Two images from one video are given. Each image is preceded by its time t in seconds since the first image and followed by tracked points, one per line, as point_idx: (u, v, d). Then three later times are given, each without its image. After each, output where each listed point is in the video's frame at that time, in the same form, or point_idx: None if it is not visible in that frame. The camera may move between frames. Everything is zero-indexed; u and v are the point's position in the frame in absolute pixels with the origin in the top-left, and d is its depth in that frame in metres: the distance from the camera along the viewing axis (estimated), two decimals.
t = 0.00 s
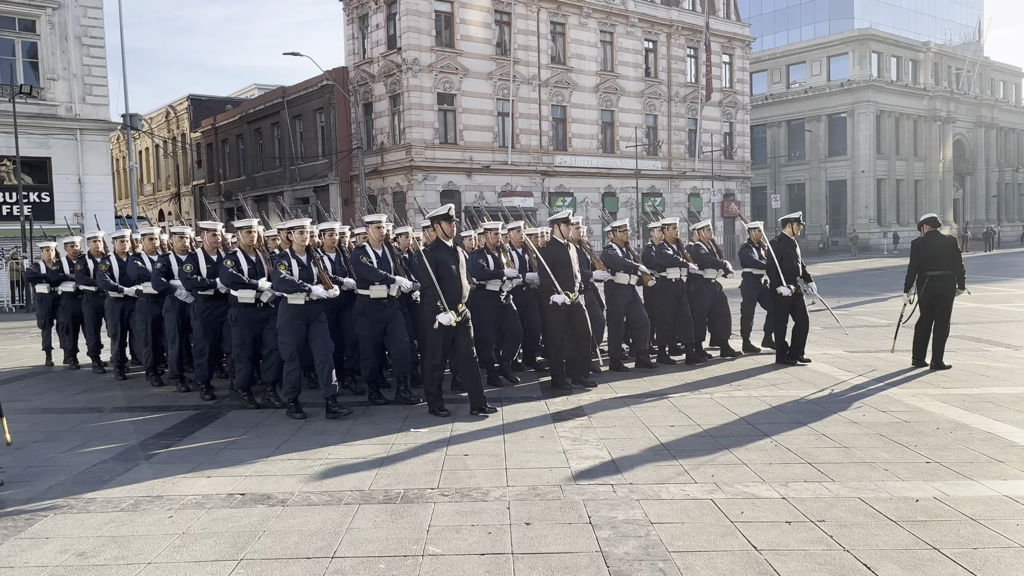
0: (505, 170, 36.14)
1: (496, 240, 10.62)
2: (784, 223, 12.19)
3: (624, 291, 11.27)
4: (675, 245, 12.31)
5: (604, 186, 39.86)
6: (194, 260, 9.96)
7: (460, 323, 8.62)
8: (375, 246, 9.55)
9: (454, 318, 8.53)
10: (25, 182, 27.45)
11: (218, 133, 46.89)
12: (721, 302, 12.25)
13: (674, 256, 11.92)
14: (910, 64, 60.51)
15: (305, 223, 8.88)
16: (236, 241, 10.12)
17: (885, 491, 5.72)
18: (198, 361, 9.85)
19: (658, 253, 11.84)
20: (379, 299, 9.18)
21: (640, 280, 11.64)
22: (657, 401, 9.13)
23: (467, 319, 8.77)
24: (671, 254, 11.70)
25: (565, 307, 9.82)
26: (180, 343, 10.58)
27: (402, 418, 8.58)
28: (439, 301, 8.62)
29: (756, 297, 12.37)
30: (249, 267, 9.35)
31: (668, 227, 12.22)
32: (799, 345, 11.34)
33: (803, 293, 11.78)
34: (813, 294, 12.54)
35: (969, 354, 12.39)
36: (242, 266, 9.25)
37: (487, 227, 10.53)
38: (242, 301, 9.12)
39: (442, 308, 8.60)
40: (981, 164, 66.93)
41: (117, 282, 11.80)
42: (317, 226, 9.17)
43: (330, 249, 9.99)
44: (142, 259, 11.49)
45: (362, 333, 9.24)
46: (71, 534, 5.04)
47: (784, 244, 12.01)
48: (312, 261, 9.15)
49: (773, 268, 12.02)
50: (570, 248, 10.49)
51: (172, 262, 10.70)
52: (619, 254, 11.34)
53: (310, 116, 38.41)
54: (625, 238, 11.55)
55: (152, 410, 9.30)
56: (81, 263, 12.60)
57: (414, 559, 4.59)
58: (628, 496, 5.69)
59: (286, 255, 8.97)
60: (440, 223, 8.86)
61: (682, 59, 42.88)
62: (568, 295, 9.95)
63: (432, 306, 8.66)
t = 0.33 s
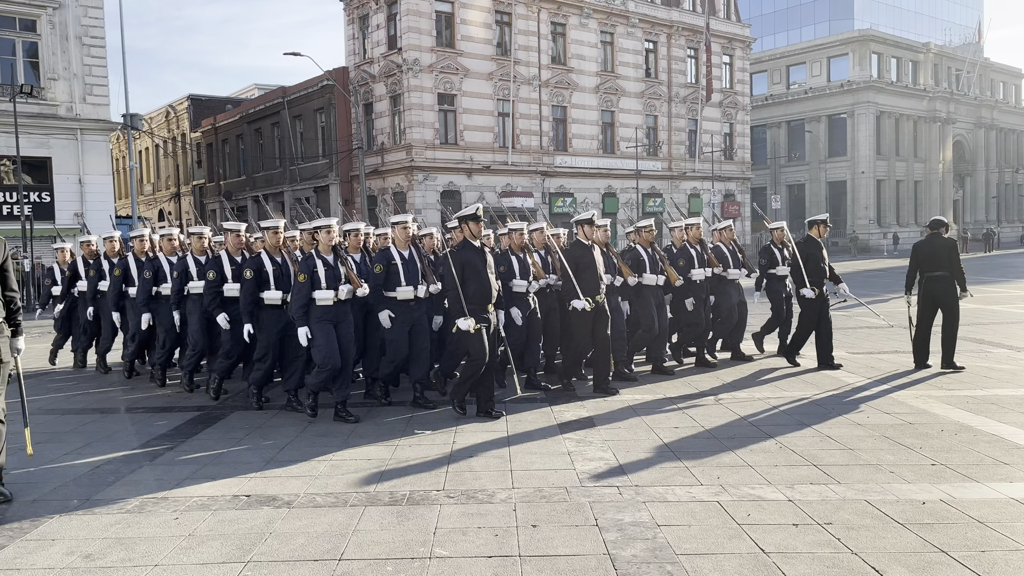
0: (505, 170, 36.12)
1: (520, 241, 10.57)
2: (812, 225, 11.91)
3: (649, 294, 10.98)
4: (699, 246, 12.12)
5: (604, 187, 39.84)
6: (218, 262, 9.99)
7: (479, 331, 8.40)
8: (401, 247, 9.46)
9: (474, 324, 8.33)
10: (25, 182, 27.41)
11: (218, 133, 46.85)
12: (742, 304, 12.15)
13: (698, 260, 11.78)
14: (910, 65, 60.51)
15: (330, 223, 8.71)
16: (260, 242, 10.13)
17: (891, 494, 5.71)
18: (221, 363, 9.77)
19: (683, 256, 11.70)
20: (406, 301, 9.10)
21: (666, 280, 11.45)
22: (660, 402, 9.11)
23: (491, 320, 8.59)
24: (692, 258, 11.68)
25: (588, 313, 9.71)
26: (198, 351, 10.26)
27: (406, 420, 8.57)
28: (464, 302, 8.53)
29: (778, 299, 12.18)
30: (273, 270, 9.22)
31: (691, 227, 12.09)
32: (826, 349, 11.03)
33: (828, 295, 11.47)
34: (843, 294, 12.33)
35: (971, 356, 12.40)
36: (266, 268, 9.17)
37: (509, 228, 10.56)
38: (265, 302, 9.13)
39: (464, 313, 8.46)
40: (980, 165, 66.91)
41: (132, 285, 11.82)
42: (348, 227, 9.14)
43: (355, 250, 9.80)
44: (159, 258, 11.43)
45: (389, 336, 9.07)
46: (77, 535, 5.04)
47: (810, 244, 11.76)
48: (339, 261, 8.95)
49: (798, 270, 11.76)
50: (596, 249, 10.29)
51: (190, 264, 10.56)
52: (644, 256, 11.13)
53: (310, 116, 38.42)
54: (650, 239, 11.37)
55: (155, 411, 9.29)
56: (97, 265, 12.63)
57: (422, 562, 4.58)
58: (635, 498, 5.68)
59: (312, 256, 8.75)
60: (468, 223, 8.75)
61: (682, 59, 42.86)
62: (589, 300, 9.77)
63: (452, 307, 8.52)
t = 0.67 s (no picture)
0: (508, 170, 36.09)
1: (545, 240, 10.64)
2: (840, 223, 11.47)
3: (677, 294, 11.10)
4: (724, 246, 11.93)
5: (606, 187, 39.80)
6: (237, 262, 9.95)
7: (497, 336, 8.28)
8: (425, 246, 9.51)
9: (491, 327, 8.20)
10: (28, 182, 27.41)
11: (220, 133, 46.85)
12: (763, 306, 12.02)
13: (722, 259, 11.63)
14: (913, 65, 60.46)
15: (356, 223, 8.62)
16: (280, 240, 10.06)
17: (902, 495, 5.69)
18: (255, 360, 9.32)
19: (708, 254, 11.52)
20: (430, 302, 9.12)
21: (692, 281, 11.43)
22: (667, 402, 9.11)
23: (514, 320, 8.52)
24: (716, 258, 11.46)
25: (603, 316, 9.53)
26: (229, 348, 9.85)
27: (415, 419, 8.57)
28: (486, 305, 8.41)
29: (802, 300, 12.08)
30: (295, 271, 9.12)
31: (717, 227, 12.02)
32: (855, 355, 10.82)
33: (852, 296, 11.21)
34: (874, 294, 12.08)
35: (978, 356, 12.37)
36: (288, 268, 9.11)
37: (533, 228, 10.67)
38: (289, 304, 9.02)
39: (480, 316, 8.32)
40: (983, 165, 66.76)
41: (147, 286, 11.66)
42: (373, 227, 9.19)
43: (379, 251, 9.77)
44: (176, 258, 11.19)
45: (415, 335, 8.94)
46: (87, 535, 5.03)
47: (839, 243, 11.51)
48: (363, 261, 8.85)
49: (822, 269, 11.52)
50: (621, 249, 10.07)
51: (208, 263, 10.43)
52: (670, 256, 11.24)
53: (312, 115, 38.43)
54: (677, 239, 11.40)
55: (161, 410, 9.29)
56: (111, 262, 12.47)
57: (433, 561, 4.57)
58: (645, 498, 5.66)
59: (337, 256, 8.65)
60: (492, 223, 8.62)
61: (684, 59, 42.83)
62: (602, 303, 9.62)
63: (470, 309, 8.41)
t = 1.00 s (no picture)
0: (512, 170, 36.10)
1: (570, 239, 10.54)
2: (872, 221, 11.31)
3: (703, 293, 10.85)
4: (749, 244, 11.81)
5: (611, 187, 39.77)
6: (257, 259, 9.63)
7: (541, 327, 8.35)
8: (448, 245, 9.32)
9: (534, 323, 8.25)
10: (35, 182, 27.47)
11: (225, 132, 46.92)
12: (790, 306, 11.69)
13: (747, 258, 11.49)
14: (918, 64, 60.34)
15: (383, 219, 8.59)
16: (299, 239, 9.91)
17: (913, 495, 5.68)
18: (268, 369, 9.26)
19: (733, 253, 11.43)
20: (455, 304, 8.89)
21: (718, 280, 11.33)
22: (673, 403, 9.10)
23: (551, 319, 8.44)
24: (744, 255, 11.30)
25: (639, 314, 9.47)
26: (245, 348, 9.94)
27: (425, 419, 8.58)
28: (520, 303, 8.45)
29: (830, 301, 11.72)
30: (318, 270, 8.96)
31: (743, 225, 11.78)
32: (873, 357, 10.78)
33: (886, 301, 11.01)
34: (897, 298, 11.97)
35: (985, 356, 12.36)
36: (312, 268, 8.89)
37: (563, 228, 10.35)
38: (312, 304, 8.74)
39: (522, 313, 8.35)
40: (989, 165, 66.55)
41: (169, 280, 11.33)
42: (398, 223, 8.91)
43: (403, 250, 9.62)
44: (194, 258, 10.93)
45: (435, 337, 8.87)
46: (97, 536, 5.04)
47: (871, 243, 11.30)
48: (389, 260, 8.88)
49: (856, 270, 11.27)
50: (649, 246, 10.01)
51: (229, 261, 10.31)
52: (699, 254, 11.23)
53: (317, 115, 38.46)
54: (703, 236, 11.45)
55: (169, 410, 9.30)
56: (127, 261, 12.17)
57: (444, 560, 4.58)
58: (655, 498, 5.66)
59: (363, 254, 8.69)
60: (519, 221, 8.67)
61: (689, 59, 42.75)
62: (640, 301, 9.55)
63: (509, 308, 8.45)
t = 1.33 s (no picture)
0: (519, 170, 36.11)
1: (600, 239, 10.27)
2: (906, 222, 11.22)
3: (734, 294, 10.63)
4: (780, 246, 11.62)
5: (617, 187, 39.76)
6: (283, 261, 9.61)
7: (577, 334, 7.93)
8: (478, 245, 9.29)
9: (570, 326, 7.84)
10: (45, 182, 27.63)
11: (232, 133, 47.04)
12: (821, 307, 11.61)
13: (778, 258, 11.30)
14: (926, 63, 60.16)
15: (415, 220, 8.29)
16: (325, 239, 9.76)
17: (924, 495, 5.68)
18: (284, 370, 9.26)
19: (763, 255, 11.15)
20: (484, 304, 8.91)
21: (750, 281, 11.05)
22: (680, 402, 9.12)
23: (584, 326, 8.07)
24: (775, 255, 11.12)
25: (683, 310, 9.27)
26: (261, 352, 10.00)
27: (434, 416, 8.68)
28: (555, 305, 8.13)
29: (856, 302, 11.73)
30: (346, 272, 8.91)
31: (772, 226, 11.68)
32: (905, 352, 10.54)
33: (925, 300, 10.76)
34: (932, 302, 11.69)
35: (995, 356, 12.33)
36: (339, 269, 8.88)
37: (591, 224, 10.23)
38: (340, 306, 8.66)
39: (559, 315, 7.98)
40: (997, 164, 66.23)
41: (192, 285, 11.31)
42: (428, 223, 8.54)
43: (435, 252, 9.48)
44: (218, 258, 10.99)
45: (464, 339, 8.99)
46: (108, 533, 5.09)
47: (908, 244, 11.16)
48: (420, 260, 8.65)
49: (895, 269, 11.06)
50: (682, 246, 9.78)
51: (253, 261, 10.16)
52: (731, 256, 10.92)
53: (324, 115, 38.54)
54: (734, 238, 11.15)
55: (179, 408, 9.35)
56: (148, 262, 12.20)
57: (457, 559, 4.59)
58: (665, 497, 5.67)
59: (395, 256, 8.41)
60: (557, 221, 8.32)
61: (696, 59, 42.68)
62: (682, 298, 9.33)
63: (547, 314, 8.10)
